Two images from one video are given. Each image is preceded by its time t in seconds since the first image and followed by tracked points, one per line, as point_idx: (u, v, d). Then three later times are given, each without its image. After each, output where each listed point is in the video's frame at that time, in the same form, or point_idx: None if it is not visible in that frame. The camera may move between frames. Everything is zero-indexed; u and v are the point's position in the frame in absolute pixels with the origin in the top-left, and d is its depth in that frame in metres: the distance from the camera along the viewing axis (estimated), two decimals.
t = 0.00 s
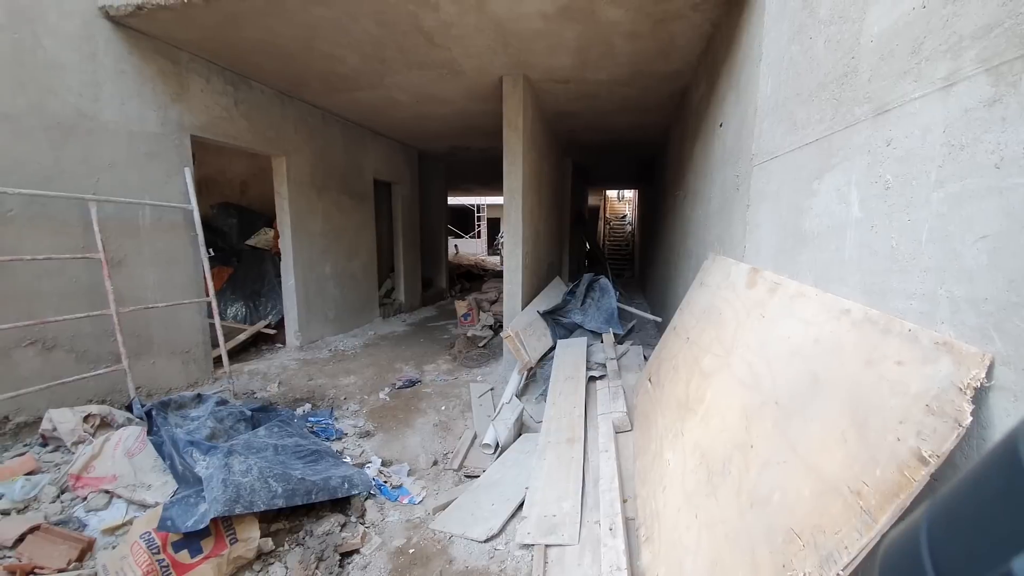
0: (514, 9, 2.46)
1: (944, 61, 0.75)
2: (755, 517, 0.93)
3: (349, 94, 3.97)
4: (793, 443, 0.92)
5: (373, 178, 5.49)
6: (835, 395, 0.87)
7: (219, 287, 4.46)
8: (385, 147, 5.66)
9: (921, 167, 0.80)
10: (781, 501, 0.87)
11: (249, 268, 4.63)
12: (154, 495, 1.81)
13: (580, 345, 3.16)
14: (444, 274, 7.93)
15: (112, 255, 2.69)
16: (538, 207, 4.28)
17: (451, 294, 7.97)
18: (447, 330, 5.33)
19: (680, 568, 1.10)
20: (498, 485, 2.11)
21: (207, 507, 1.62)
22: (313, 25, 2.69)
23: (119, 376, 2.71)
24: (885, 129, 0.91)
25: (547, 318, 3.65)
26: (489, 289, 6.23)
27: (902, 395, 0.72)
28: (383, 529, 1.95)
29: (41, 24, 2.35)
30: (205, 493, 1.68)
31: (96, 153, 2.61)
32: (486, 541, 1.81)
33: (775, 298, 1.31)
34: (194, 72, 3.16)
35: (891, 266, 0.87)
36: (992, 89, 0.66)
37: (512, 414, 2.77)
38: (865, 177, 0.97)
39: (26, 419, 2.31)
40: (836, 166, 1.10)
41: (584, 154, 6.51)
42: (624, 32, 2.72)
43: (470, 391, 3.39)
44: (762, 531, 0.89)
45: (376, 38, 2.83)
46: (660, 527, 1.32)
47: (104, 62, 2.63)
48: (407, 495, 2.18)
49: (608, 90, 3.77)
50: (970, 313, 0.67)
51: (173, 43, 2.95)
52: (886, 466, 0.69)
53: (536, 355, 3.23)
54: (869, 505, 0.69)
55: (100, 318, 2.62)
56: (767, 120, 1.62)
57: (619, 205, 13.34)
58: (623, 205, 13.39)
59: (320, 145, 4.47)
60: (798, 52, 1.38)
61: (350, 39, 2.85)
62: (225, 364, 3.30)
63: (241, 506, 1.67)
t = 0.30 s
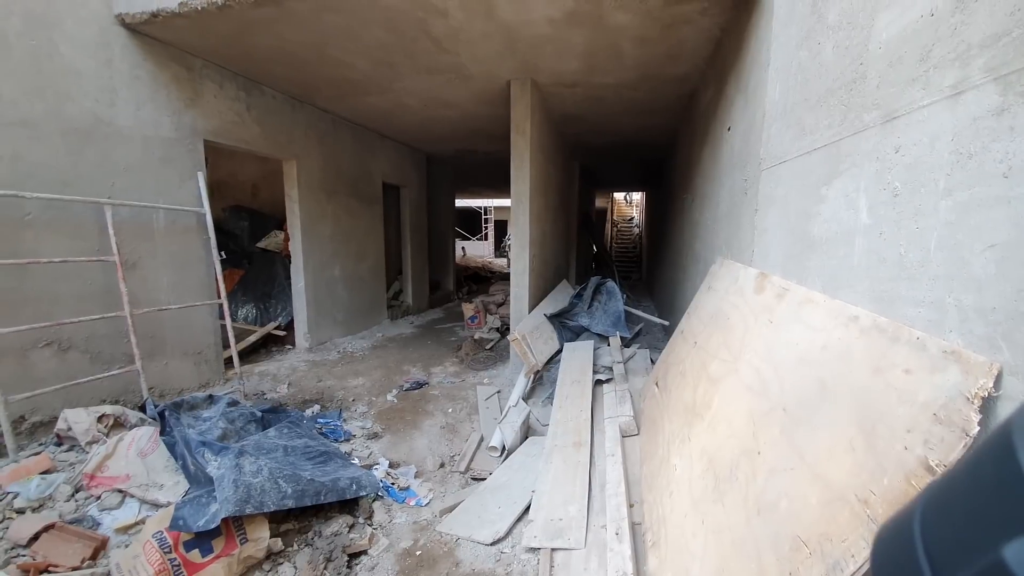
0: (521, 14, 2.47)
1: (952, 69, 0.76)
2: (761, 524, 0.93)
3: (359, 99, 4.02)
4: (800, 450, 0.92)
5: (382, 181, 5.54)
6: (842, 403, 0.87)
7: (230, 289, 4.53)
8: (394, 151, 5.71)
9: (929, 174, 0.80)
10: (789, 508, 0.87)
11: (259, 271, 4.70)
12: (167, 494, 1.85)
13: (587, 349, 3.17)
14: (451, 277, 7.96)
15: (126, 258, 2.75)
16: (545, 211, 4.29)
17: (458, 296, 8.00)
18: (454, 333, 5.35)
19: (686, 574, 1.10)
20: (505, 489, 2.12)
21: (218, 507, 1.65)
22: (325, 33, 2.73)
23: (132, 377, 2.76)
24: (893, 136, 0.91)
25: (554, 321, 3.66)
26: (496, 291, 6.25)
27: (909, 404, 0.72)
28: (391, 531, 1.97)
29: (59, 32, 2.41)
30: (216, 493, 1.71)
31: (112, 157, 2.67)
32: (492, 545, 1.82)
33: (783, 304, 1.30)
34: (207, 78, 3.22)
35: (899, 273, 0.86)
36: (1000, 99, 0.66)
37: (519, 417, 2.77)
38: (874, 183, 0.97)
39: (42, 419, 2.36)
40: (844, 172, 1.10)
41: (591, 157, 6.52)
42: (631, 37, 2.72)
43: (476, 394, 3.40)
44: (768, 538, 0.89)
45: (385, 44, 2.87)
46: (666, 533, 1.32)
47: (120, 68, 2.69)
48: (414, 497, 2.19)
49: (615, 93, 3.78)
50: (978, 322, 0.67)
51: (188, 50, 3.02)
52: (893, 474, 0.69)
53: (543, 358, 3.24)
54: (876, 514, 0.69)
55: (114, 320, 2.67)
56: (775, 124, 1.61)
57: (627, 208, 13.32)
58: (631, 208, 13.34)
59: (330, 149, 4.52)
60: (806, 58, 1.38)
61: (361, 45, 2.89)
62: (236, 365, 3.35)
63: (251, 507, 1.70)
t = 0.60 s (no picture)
0: (527, 21, 2.49)
1: (960, 77, 0.76)
2: (769, 532, 0.92)
3: (366, 105, 4.06)
4: (808, 458, 0.92)
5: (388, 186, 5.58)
6: (850, 410, 0.87)
7: (237, 293, 4.57)
8: (400, 156, 5.76)
9: (936, 182, 0.80)
10: (796, 516, 0.87)
11: (266, 275, 4.73)
12: (174, 498, 1.86)
13: (592, 353, 3.16)
14: (456, 281, 7.99)
15: (137, 263, 2.78)
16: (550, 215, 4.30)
17: (463, 300, 8.02)
18: (459, 337, 5.36)
19: None
20: (510, 494, 2.11)
21: (226, 510, 1.66)
22: (334, 40, 2.77)
23: (141, 380, 2.78)
24: (900, 143, 0.91)
25: (558, 325, 3.66)
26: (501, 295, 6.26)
27: (918, 413, 0.71)
28: (396, 535, 1.97)
29: (73, 41, 2.46)
30: (224, 496, 1.73)
31: (123, 163, 2.71)
32: (497, 550, 1.82)
33: (790, 310, 1.30)
34: (216, 85, 3.26)
35: (907, 280, 0.86)
36: (1007, 108, 0.66)
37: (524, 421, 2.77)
38: (880, 191, 0.97)
39: (51, 422, 2.39)
40: (851, 179, 1.10)
41: (596, 162, 6.53)
42: (637, 43, 2.74)
43: (481, 398, 3.40)
44: (776, 546, 0.89)
45: (393, 50, 2.90)
46: (673, 540, 1.31)
47: (132, 76, 2.73)
48: (419, 502, 2.20)
49: (620, 98, 3.80)
50: (987, 331, 0.67)
51: (198, 57, 3.06)
52: (902, 483, 0.68)
53: (548, 362, 3.23)
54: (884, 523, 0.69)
55: (124, 324, 2.70)
56: (781, 130, 1.61)
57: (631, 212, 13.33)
58: (635, 212, 13.33)
59: (337, 155, 4.57)
60: (812, 65, 1.38)
61: (368, 52, 2.92)
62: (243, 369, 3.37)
63: (258, 511, 1.71)
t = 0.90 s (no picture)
0: (531, 29, 2.51)
1: (964, 88, 0.76)
2: (775, 541, 0.92)
3: (372, 112, 4.10)
4: (814, 466, 0.92)
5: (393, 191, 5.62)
6: (856, 419, 0.87)
7: (243, 298, 4.60)
8: (405, 162, 5.80)
9: (941, 192, 0.80)
10: (803, 525, 0.87)
11: (272, 280, 4.77)
12: (181, 503, 1.88)
13: (596, 359, 3.16)
14: (460, 286, 8.01)
15: (145, 268, 2.81)
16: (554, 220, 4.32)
17: (467, 305, 8.04)
18: (463, 342, 5.37)
19: None
20: (514, 500, 2.11)
21: (232, 516, 1.67)
22: (342, 48, 2.80)
23: (148, 385, 2.81)
24: (904, 152, 0.92)
25: (562, 331, 3.67)
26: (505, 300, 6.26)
27: (924, 422, 0.72)
28: (401, 541, 1.97)
29: (85, 51, 2.50)
30: (230, 502, 1.74)
31: (132, 171, 2.75)
32: (501, 556, 1.82)
33: (795, 317, 1.30)
34: (225, 93, 3.31)
35: (912, 289, 0.86)
36: (1011, 120, 0.66)
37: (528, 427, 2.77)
38: (885, 200, 0.98)
39: (60, 426, 2.41)
40: (855, 188, 1.11)
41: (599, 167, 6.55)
42: (640, 50, 2.76)
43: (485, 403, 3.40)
44: (782, 556, 0.89)
45: (399, 59, 2.93)
46: (678, 548, 1.31)
47: (141, 84, 2.78)
48: (424, 507, 2.20)
49: (623, 105, 3.82)
50: (993, 341, 0.67)
51: (207, 66, 3.11)
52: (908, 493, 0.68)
53: (552, 368, 3.23)
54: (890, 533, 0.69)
55: (132, 329, 2.73)
56: (785, 138, 1.62)
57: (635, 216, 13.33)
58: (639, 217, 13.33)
59: (343, 161, 4.61)
60: (815, 74, 1.39)
61: (375, 60, 2.96)
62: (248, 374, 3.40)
63: (264, 516, 1.72)
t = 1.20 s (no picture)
0: (533, 40, 2.55)
1: (958, 104, 0.78)
2: (776, 552, 0.93)
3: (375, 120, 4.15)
4: (814, 477, 0.93)
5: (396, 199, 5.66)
6: (856, 430, 0.87)
7: (247, 304, 4.63)
8: (408, 170, 5.85)
9: (937, 205, 0.81)
10: (803, 536, 0.87)
11: (275, 287, 4.80)
12: (184, 510, 1.88)
13: (598, 366, 3.16)
14: (462, 293, 8.03)
15: (151, 276, 2.84)
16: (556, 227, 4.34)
17: (469, 312, 8.05)
18: (465, 349, 5.38)
19: None
20: (516, 508, 2.11)
21: (235, 523, 1.68)
22: (347, 60, 2.84)
23: (152, 392, 2.83)
24: (901, 165, 0.93)
25: (564, 338, 3.68)
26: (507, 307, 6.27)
27: (922, 434, 0.72)
28: (402, 550, 1.97)
29: (95, 62, 2.55)
30: (233, 509, 1.75)
31: (139, 179, 2.79)
32: (502, 565, 1.82)
33: (796, 327, 1.31)
34: (231, 102, 3.36)
35: (910, 300, 0.87)
36: (1004, 136, 0.68)
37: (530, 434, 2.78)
38: (883, 212, 0.99)
39: (64, 432, 2.43)
40: (854, 200, 1.12)
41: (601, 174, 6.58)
42: (641, 61, 2.80)
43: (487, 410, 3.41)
44: (783, 566, 0.89)
45: (403, 69, 2.97)
46: (680, 557, 1.31)
47: (150, 94, 2.82)
48: (425, 515, 2.20)
49: (625, 114, 3.85)
50: (989, 354, 0.68)
51: (214, 76, 3.16)
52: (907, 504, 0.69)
53: (554, 375, 3.24)
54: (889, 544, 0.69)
55: (137, 336, 2.75)
56: (785, 148, 1.64)
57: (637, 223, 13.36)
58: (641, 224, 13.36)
59: (347, 169, 4.65)
60: (814, 86, 1.41)
61: (379, 71, 3.00)
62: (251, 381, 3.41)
63: (267, 523, 1.73)
